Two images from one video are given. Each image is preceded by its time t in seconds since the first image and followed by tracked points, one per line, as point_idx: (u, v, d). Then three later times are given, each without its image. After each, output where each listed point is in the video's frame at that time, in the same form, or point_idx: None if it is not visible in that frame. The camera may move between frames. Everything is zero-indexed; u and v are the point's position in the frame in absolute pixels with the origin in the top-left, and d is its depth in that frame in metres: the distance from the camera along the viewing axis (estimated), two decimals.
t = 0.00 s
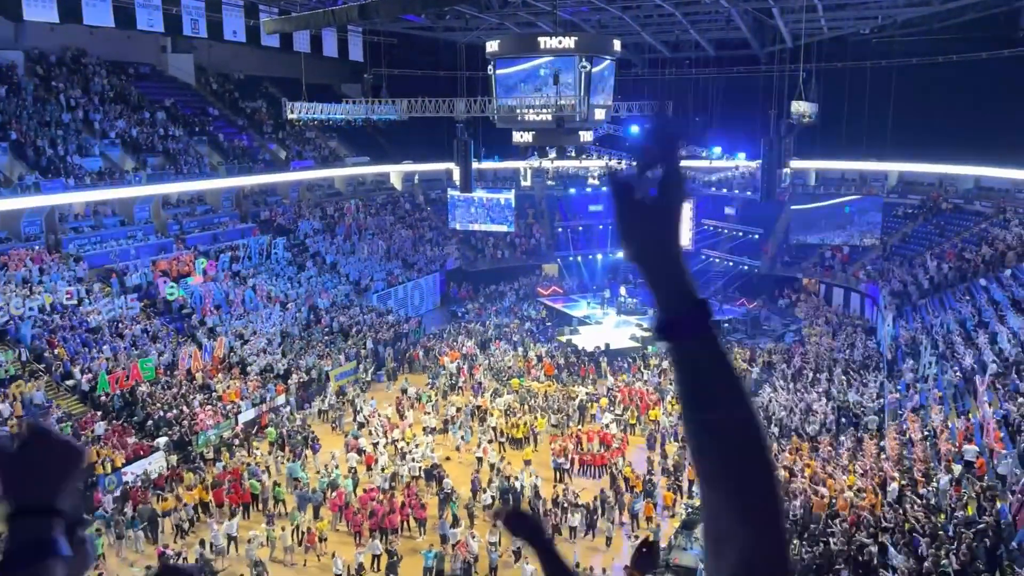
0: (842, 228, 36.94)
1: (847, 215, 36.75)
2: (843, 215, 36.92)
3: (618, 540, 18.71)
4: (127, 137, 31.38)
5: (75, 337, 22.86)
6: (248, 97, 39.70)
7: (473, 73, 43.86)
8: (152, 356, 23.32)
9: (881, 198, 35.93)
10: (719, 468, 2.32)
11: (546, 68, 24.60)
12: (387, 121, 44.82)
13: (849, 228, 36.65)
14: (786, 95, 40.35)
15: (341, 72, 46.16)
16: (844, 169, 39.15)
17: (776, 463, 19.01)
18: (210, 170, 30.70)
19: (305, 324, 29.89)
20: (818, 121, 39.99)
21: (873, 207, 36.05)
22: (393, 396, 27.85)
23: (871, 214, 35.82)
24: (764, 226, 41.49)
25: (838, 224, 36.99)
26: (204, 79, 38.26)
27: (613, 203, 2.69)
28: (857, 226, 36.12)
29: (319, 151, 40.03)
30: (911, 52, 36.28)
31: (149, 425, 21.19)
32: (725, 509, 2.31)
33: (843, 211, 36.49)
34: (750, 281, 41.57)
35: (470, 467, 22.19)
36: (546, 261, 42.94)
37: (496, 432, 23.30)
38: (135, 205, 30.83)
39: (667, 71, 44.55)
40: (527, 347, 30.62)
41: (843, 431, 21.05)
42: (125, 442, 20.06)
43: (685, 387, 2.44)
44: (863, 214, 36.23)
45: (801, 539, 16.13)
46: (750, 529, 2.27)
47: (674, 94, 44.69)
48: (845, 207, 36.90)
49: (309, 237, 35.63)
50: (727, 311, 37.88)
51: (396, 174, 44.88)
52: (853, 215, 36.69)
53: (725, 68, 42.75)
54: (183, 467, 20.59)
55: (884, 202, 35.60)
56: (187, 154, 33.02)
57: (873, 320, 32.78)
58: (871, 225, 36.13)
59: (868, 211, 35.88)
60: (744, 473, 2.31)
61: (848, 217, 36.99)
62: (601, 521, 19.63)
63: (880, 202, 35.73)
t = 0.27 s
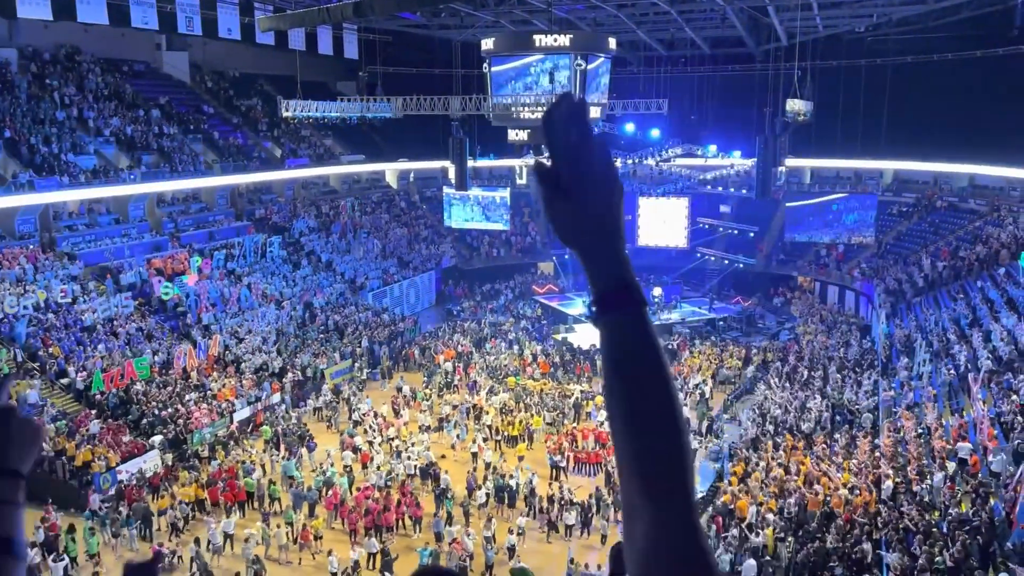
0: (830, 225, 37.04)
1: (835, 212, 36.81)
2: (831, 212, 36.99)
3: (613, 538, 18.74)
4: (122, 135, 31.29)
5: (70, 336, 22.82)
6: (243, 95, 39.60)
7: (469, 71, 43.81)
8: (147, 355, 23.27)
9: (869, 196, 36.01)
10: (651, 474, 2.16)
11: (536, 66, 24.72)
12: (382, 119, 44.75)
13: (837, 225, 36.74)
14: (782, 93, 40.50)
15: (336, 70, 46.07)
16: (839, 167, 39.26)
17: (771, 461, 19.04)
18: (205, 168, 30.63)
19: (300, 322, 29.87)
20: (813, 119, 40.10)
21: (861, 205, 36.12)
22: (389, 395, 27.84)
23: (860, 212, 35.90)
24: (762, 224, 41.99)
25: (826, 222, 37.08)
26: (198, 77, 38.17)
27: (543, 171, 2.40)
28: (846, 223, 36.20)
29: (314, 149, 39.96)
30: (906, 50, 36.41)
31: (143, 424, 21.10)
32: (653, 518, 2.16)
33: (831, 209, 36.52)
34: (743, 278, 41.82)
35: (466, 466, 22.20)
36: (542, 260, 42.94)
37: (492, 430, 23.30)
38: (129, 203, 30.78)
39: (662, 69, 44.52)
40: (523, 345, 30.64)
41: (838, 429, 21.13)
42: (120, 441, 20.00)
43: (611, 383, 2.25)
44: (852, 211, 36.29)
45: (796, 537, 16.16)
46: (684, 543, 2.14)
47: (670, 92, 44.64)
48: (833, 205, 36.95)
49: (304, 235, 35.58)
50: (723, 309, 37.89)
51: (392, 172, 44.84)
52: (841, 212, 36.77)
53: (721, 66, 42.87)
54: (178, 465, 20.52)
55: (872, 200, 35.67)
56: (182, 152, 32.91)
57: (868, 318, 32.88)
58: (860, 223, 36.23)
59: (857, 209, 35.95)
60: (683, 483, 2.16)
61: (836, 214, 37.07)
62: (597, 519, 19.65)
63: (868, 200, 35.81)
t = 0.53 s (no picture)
0: (826, 223, 37.13)
1: (831, 211, 36.88)
2: (827, 211, 37.07)
3: (612, 536, 18.76)
4: (120, 133, 31.25)
5: (68, 334, 22.82)
6: (241, 93, 39.56)
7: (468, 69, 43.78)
8: (145, 353, 23.25)
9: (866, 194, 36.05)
10: (676, 508, 2.55)
11: (535, 64, 24.58)
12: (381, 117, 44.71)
13: (833, 224, 36.82)
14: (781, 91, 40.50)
15: (335, 68, 46.04)
16: (838, 165, 39.27)
17: (769, 459, 19.04)
18: (203, 166, 30.61)
19: (299, 320, 29.86)
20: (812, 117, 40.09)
21: (858, 203, 36.17)
22: (388, 393, 27.83)
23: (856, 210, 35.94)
24: (760, 222, 41.10)
25: (822, 220, 37.18)
26: (197, 74, 38.14)
27: (504, 267, 2.84)
28: (842, 222, 36.27)
29: (312, 147, 39.93)
30: (905, 48, 36.43)
31: (141, 422, 21.10)
32: (695, 551, 2.52)
33: (827, 207, 36.59)
34: (742, 277, 41.84)
35: (465, 464, 22.22)
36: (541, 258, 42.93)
37: (491, 428, 23.29)
38: (128, 201, 30.77)
39: (661, 67, 44.49)
40: (521, 343, 30.64)
41: (837, 427, 21.16)
42: (118, 439, 19.99)
43: (626, 432, 2.65)
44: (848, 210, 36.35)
45: (794, 535, 16.18)
46: (719, 555, 2.50)
47: (669, 90, 44.65)
48: (829, 203, 37.05)
49: (303, 233, 35.56)
50: (722, 308, 37.88)
51: (391, 170, 44.80)
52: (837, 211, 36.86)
53: (720, 64, 42.86)
54: (176, 463, 20.50)
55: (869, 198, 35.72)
56: (180, 150, 32.86)
57: (867, 316, 32.90)
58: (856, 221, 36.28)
59: (853, 207, 36.00)
60: (710, 510, 2.51)
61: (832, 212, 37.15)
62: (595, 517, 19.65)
63: (866, 198, 35.83)
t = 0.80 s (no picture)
0: (825, 222, 37.17)
1: (830, 210, 36.92)
2: (826, 210, 37.11)
3: (613, 535, 18.76)
4: (122, 131, 31.27)
5: (70, 332, 22.88)
6: (243, 91, 39.57)
7: (469, 67, 43.76)
8: (147, 351, 23.26)
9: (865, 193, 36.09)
10: None
11: (533, 62, 24.61)
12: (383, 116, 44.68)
13: (832, 223, 36.85)
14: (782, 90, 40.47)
15: (337, 66, 46.03)
16: (840, 164, 39.22)
17: (770, 458, 19.02)
18: (205, 164, 30.62)
19: (300, 318, 29.87)
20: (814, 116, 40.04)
21: (857, 202, 36.20)
22: (389, 391, 27.81)
23: (855, 209, 35.97)
24: (761, 220, 42.08)
25: (822, 219, 37.21)
26: (199, 73, 38.17)
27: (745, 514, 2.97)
28: (841, 221, 36.30)
29: (314, 146, 39.93)
30: (907, 46, 36.38)
31: (143, 420, 21.23)
32: None
33: (826, 206, 36.62)
34: (745, 277, 41.53)
35: (466, 462, 22.23)
36: (542, 256, 42.92)
37: (492, 427, 23.28)
38: (129, 199, 30.83)
39: (663, 65, 44.44)
40: (523, 342, 30.61)
41: (838, 426, 21.15)
42: (120, 437, 20.10)
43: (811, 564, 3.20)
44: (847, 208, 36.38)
45: (796, 534, 16.20)
46: None
47: (671, 88, 44.64)
48: (828, 202, 37.09)
49: (304, 231, 35.55)
50: (723, 306, 37.86)
51: (392, 169, 44.79)
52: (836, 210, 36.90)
53: (722, 63, 42.79)
54: (178, 461, 20.55)
55: (868, 197, 35.75)
56: (182, 148, 32.86)
57: (869, 315, 32.85)
58: (856, 220, 36.30)
59: (852, 206, 36.03)
60: None
61: (831, 211, 37.17)
62: (596, 516, 19.62)
63: (865, 197, 35.86)
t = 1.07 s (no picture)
0: (824, 222, 37.28)
1: (829, 209, 37.01)
2: (825, 209, 37.20)
3: (616, 535, 18.75)
4: (127, 130, 31.34)
5: (75, 330, 22.97)
6: (248, 90, 39.65)
7: (474, 66, 43.77)
8: (152, 350, 23.29)
9: (864, 193, 36.10)
10: None
11: (532, 61, 24.72)
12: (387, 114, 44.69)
13: (832, 222, 36.95)
14: (787, 89, 40.38)
15: (341, 65, 46.08)
16: (845, 162, 39.12)
17: (774, 457, 18.98)
18: (210, 162, 30.68)
19: (305, 317, 29.92)
20: (819, 115, 39.91)
21: (856, 202, 36.21)
22: (393, 390, 27.83)
23: (853, 209, 36.06)
24: (765, 220, 41.67)
25: (821, 219, 37.34)
26: (204, 71, 38.23)
27: None
28: (840, 221, 36.39)
29: (318, 145, 39.99)
30: (913, 45, 36.28)
31: (148, 418, 21.28)
32: None
33: (825, 206, 36.70)
34: (749, 276, 41.66)
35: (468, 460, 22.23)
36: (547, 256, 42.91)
37: (496, 426, 23.28)
38: (135, 198, 30.94)
39: (667, 65, 44.38)
40: (527, 341, 30.60)
41: (842, 426, 21.13)
42: (125, 435, 20.10)
43: None
44: (846, 208, 36.46)
45: (800, 533, 16.16)
46: None
47: (675, 88, 44.57)
48: (827, 202, 37.18)
49: (308, 230, 35.59)
50: (727, 306, 37.86)
51: (397, 167, 44.83)
52: (835, 209, 36.98)
53: (726, 62, 42.70)
54: (183, 459, 20.59)
55: (867, 197, 35.76)
56: (187, 147, 32.90)
57: (874, 315, 32.80)
58: (855, 220, 36.33)
59: (850, 206, 36.12)
60: None
61: (831, 211, 37.15)
62: (599, 516, 19.61)
63: (864, 197, 35.88)
